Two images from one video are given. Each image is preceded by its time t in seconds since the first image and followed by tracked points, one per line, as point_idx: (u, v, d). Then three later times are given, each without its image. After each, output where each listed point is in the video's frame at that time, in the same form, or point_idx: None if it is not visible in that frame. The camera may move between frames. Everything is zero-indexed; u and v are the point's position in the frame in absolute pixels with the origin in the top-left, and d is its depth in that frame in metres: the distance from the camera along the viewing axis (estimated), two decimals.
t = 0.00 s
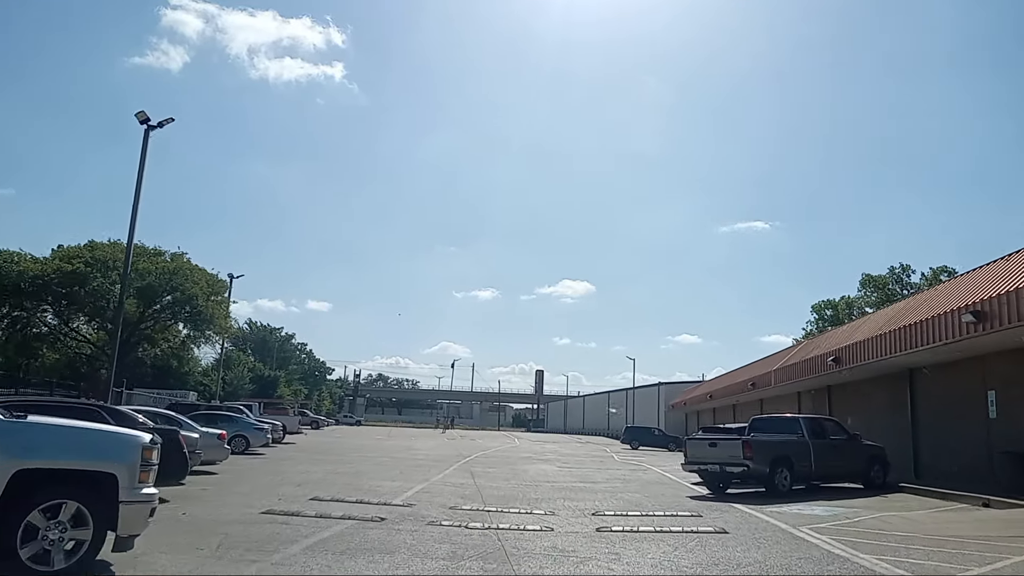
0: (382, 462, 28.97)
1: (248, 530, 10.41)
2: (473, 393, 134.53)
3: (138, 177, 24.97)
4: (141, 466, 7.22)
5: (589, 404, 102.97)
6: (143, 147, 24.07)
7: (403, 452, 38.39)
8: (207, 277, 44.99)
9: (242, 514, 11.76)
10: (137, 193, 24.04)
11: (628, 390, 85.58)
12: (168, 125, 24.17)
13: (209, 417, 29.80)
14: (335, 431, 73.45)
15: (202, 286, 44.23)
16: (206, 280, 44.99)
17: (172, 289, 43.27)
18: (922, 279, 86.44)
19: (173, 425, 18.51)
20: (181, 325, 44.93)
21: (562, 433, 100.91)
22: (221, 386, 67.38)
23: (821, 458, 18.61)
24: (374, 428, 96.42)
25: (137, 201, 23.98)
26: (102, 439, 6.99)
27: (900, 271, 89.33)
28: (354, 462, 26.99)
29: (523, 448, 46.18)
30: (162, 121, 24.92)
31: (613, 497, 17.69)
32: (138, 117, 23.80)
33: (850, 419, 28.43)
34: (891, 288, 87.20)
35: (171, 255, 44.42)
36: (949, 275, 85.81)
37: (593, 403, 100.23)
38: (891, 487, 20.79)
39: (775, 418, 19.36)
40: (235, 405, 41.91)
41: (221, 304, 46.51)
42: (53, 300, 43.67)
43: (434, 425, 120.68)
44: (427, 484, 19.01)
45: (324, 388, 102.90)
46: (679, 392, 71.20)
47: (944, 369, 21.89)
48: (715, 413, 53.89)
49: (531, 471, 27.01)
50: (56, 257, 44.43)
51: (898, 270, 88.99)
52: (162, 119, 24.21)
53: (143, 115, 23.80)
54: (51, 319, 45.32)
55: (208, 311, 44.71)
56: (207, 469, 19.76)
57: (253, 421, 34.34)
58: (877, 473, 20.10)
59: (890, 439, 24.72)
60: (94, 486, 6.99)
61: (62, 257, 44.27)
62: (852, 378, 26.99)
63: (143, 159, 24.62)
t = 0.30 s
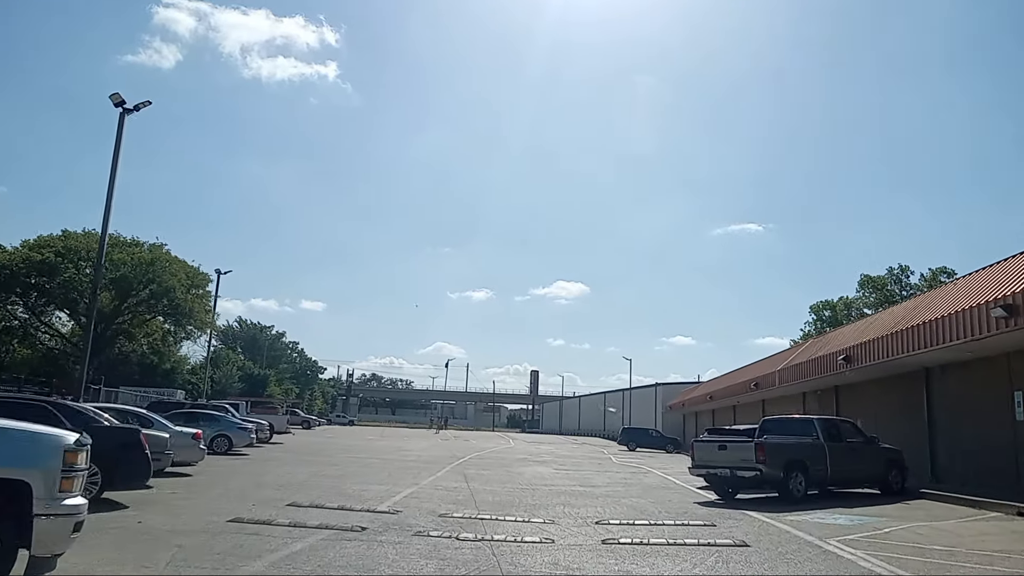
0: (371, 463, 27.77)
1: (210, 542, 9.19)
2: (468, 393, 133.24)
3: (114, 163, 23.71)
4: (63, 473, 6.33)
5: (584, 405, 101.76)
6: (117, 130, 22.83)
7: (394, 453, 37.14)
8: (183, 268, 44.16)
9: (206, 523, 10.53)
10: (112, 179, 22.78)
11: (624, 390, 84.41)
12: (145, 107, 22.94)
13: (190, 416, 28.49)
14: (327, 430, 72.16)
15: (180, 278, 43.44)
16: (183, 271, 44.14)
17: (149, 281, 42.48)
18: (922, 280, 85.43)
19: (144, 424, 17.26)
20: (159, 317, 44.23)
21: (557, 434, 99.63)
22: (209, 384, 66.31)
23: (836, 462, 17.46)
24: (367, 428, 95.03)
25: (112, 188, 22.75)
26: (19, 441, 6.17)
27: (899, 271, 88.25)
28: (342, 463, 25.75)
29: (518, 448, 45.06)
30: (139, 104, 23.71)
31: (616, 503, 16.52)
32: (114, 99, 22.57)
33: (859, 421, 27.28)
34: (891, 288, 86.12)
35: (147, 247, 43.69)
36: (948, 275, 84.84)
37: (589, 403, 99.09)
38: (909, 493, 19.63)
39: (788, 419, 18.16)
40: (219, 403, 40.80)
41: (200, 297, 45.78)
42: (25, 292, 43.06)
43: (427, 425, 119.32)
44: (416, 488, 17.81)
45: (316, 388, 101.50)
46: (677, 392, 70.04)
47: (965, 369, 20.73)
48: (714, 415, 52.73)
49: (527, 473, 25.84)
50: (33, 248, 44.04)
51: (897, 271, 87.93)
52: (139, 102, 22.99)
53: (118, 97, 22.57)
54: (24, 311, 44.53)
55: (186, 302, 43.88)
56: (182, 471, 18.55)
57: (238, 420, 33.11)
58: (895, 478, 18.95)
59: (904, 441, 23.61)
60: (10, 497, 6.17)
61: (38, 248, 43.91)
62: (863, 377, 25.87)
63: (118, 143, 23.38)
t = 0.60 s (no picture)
0: (361, 464, 26.58)
1: (162, 559, 8.03)
2: (463, 392, 132.05)
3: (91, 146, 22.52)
4: None
5: (581, 404, 100.63)
6: (96, 111, 21.66)
7: (386, 454, 35.92)
8: (161, 258, 43.46)
9: (164, 534, 9.37)
10: (88, 163, 21.59)
11: (622, 390, 83.27)
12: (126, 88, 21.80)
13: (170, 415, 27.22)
14: (319, 429, 70.90)
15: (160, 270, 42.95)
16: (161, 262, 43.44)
17: (127, 272, 41.90)
18: (923, 279, 84.45)
19: (114, 423, 15.95)
20: (138, 309, 43.55)
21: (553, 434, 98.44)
22: (198, 382, 65.38)
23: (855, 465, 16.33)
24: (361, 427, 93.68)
25: (89, 172, 21.58)
26: None
27: (900, 271, 87.30)
28: (330, 464, 24.56)
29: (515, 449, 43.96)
30: (119, 85, 22.55)
31: (619, 509, 15.35)
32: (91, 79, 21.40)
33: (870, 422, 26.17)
34: (892, 288, 85.10)
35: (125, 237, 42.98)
36: (950, 275, 83.85)
37: (586, 403, 97.97)
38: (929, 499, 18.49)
39: (801, 421, 17.02)
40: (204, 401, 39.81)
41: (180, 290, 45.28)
42: None
43: (422, 424, 118.05)
44: (405, 492, 16.62)
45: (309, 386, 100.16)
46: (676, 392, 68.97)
47: (989, 367, 19.61)
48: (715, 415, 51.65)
49: (524, 475, 24.69)
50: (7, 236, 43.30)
51: (898, 270, 86.95)
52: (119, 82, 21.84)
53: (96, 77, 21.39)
54: None
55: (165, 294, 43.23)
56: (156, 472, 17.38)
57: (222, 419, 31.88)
58: (915, 483, 17.82)
59: (920, 443, 22.50)
60: None
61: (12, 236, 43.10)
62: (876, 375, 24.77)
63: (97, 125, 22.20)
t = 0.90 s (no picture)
0: (351, 466, 25.46)
1: None
2: (458, 392, 130.89)
3: (61, 134, 21.27)
4: None
5: (577, 402, 99.57)
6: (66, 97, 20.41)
7: (379, 455, 34.71)
8: (133, 252, 42.04)
9: (112, 556, 8.18)
10: (57, 153, 20.33)
11: (619, 387, 82.29)
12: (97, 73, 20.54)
13: (150, 418, 26.01)
14: (312, 430, 69.66)
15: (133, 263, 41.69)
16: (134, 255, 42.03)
17: (100, 266, 40.62)
18: (922, 273, 83.59)
19: (79, 426, 14.75)
20: (113, 306, 42.22)
21: (549, 433, 97.36)
22: (187, 383, 64.12)
23: (874, 464, 15.22)
24: (355, 427, 92.49)
25: (58, 161, 20.33)
26: None
27: (899, 265, 86.43)
28: (317, 467, 23.37)
29: (510, 449, 42.90)
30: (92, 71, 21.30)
31: (625, 514, 14.26)
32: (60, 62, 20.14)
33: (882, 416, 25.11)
34: (891, 282, 84.24)
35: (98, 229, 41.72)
36: (949, 268, 83.02)
37: (582, 401, 96.95)
38: (951, 498, 17.40)
39: (817, 417, 16.01)
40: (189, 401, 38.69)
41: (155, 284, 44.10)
42: None
43: (417, 424, 116.88)
44: (394, 497, 15.49)
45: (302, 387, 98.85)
46: (674, 389, 68.00)
47: (1011, 358, 18.54)
48: (715, 412, 50.62)
49: (521, 476, 23.61)
50: None
51: (897, 264, 86.09)
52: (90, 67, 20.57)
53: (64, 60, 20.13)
54: None
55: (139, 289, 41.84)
56: (126, 478, 16.23)
57: (207, 420, 30.72)
58: (936, 481, 16.73)
59: (938, 438, 21.42)
60: None
61: None
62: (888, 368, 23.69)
63: (66, 113, 20.93)
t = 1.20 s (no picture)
0: (339, 466, 24.36)
1: None
2: (453, 390, 129.75)
3: (32, 114, 20.11)
4: None
5: (573, 401, 98.53)
6: (37, 74, 19.21)
7: (370, 454, 33.62)
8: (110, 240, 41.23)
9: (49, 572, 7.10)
10: (27, 133, 19.16)
11: (615, 386, 81.25)
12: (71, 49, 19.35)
13: (129, 413, 24.89)
14: (304, 428, 68.52)
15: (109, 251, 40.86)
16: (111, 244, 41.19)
17: (73, 252, 39.90)
18: (922, 272, 82.65)
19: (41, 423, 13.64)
20: (89, 296, 41.31)
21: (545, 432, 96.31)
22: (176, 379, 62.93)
23: (897, 467, 14.18)
24: (348, 425, 91.36)
25: (27, 142, 19.17)
26: None
27: (899, 264, 85.45)
28: (303, 467, 22.28)
29: (505, 448, 41.86)
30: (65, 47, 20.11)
31: (632, 520, 13.19)
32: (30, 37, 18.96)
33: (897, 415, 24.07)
34: (890, 282, 83.29)
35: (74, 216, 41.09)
36: (949, 267, 82.07)
37: (578, 399, 95.92)
38: (975, 503, 16.35)
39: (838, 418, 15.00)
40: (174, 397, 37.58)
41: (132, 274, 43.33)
42: None
43: (411, 422, 115.78)
44: (381, 501, 14.39)
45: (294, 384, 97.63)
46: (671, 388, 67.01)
47: None
48: (715, 411, 49.56)
49: (518, 477, 22.55)
50: None
51: (896, 263, 85.13)
52: (63, 43, 19.38)
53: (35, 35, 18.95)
54: None
55: (114, 278, 40.93)
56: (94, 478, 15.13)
57: (190, 417, 29.58)
58: (961, 486, 15.69)
59: (959, 439, 20.38)
60: None
61: None
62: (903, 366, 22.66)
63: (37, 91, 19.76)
